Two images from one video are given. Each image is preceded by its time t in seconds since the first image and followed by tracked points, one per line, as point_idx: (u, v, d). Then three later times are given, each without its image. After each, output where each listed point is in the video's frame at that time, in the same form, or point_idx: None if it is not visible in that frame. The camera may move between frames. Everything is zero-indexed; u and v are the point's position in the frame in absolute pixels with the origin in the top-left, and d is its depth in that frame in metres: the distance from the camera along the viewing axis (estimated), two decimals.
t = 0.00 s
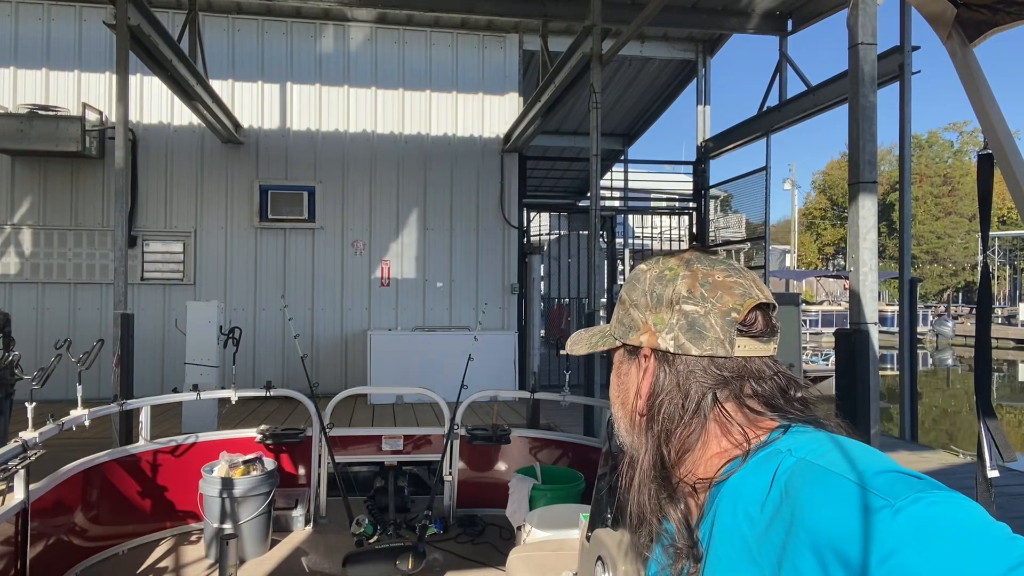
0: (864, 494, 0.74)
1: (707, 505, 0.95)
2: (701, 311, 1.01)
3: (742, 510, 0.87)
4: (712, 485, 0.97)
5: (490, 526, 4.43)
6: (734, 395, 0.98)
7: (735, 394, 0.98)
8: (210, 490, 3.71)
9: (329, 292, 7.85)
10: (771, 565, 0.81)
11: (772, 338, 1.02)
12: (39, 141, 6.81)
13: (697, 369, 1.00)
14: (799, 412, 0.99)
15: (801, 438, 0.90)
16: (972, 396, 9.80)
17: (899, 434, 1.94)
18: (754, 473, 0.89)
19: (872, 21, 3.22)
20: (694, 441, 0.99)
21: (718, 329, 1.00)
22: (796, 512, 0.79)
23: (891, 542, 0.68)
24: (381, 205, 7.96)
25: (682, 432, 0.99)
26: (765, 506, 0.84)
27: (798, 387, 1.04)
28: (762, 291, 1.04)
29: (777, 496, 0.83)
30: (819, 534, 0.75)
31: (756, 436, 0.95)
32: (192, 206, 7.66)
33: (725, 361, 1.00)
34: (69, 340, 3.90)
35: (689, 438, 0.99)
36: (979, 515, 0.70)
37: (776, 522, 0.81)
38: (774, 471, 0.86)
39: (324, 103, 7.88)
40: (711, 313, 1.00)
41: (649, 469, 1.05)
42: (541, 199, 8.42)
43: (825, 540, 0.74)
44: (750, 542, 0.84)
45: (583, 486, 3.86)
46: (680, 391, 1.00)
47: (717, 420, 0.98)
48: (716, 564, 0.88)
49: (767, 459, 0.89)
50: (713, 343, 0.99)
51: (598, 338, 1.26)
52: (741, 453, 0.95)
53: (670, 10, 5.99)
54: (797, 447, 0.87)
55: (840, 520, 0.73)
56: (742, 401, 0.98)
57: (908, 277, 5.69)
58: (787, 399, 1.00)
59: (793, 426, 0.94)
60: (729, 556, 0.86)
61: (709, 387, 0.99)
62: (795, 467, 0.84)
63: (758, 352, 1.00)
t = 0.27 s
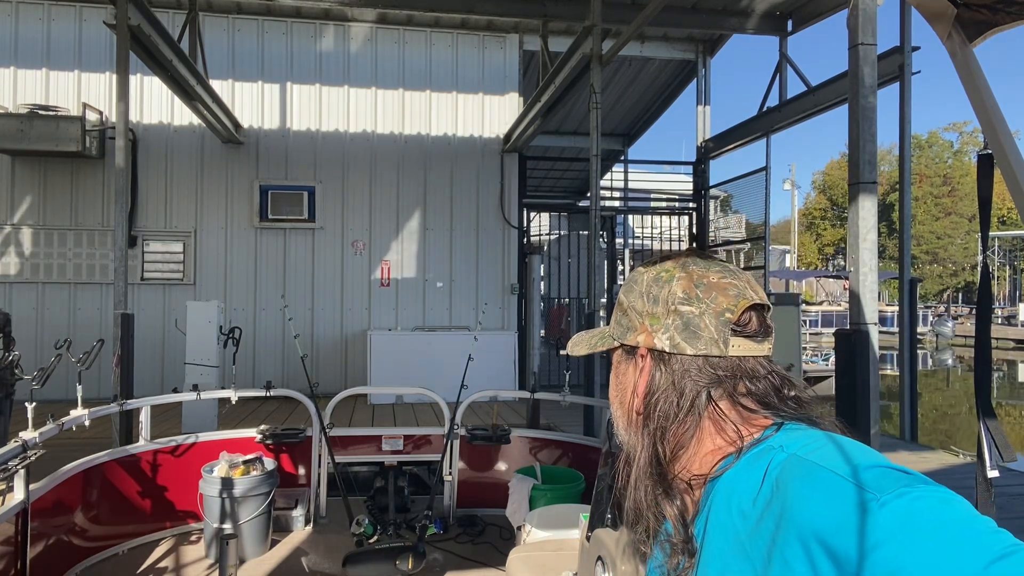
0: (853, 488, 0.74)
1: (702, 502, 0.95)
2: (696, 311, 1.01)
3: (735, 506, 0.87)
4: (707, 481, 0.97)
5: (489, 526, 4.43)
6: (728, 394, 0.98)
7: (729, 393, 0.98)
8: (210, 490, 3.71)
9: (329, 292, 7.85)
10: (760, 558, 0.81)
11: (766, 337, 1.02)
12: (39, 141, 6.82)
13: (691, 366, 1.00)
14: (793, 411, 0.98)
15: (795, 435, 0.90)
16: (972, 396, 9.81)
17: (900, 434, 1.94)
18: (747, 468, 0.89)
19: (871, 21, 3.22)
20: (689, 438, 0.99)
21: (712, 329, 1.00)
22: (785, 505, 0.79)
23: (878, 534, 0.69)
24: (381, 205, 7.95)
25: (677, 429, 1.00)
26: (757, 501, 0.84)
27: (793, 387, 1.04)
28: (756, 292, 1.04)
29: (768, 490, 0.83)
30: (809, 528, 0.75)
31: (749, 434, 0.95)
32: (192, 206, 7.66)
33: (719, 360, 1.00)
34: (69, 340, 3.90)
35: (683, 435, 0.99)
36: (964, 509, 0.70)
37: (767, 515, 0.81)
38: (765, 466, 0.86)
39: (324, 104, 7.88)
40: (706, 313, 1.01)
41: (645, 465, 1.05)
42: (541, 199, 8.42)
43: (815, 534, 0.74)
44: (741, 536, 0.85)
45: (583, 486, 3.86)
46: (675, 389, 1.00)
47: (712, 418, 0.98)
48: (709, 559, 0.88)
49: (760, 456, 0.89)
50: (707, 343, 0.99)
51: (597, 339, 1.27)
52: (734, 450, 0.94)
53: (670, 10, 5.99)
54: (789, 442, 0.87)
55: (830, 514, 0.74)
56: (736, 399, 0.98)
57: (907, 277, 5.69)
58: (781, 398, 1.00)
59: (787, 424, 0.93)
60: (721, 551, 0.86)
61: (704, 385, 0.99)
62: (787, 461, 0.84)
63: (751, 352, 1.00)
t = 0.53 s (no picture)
0: (848, 484, 0.74)
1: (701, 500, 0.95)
2: (694, 312, 1.01)
3: (733, 502, 0.87)
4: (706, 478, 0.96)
5: (489, 526, 4.43)
6: (726, 392, 0.98)
7: (727, 392, 0.98)
8: (210, 490, 3.71)
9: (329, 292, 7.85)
10: (756, 554, 0.81)
11: (765, 337, 1.02)
12: (39, 141, 6.81)
13: (688, 365, 1.00)
14: (790, 410, 0.98)
15: (792, 432, 0.90)
16: (972, 396, 9.81)
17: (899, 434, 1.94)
18: (745, 464, 0.89)
19: (871, 22, 3.22)
20: (687, 436, 0.99)
21: (710, 329, 1.00)
22: (782, 500, 0.79)
23: (873, 528, 0.69)
24: (381, 205, 7.95)
25: (676, 427, 1.00)
26: (754, 497, 0.84)
27: (790, 386, 1.03)
28: (755, 293, 1.04)
29: (765, 486, 0.83)
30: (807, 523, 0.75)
31: (747, 432, 0.95)
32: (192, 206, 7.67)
33: (717, 360, 1.00)
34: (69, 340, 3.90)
35: (682, 432, 0.99)
36: (958, 505, 0.70)
37: (764, 509, 0.81)
38: (761, 464, 0.86)
39: (324, 103, 7.88)
40: (704, 313, 1.01)
41: (644, 463, 1.05)
42: (541, 199, 8.42)
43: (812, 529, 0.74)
44: (738, 531, 0.84)
45: (584, 486, 3.86)
46: (674, 388, 1.00)
47: (710, 416, 0.98)
48: (706, 556, 0.88)
49: (758, 451, 0.89)
50: (706, 343, 1.00)
51: (596, 340, 1.27)
52: (732, 447, 0.94)
53: (670, 10, 5.99)
54: (786, 440, 0.87)
55: (828, 511, 0.74)
56: (734, 397, 0.98)
57: (907, 277, 5.70)
58: (779, 397, 1.00)
59: (784, 422, 0.93)
60: (718, 547, 0.86)
61: (702, 384, 0.98)
62: (786, 457, 0.84)
63: (750, 352, 1.00)
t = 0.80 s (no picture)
0: (845, 482, 0.74)
1: (700, 498, 0.94)
2: (694, 312, 1.01)
3: (731, 500, 0.87)
4: (705, 477, 0.96)
5: (489, 526, 4.43)
6: (725, 392, 0.98)
7: (726, 391, 0.98)
8: (210, 490, 3.71)
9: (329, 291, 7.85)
10: (753, 551, 0.81)
11: (764, 337, 1.02)
12: (39, 141, 6.81)
13: (688, 365, 1.00)
14: (789, 409, 0.98)
15: (791, 432, 0.89)
16: (972, 396, 9.81)
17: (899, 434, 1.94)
18: (743, 462, 0.89)
19: (871, 21, 3.21)
20: (687, 434, 0.99)
21: (710, 329, 1.00)
22: (779, 498, 0.79)
23: (868, 525, 0.69)
24: (381, 205, 7.95)
25: (675, 425, 1.00)
26: (752, 495, 0.84)
27: (790, 386, 1.03)
28: (754, 293, 1.04)
29: (764, 484, 0.83)
30: (804, 519, 0.75)
31: (746, 431, 0.94)
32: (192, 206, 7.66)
33: (716, 360, 1.00)
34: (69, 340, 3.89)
35: (681, 431, 0.99)
36: (953, 505, 0.70)
37: (761, 508, 0.81)
38: (759, 463, 0.86)
39: (324, 103, 7.88)
40: (704, 313, 1.01)
41: (643, 462, 1.05)
42: (541, 199, 8.42)
43: (810, 527, 0.74)
44: (736, 529, 0.84)
45: (584, 486, 3.86)
46: (673, 387, 1.00)
47: (709, 416, 0.98)
48: (704, 554, 0.88)
49: (757, 450, 0.88)
50: (705, 343, 1.00)
51: (596, 340, 1.27)
52: (731, 447, 0.94)
53: (670, 10, 5.98)
54: (784, 439, 0.87)
55: (825, 509, 0.73)
56: (732, 397, 0.98)
57: (907, 277, 5.70)
58: (777, 397, 1.00)
59: (782, 421, 0.93)
60: (715, 545, 0.86)
61: (701, 383, 0.99)
62: (784, 455, 0.84)
63: (749, 352, 1.00)
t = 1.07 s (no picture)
0: (844, 481, 0.74)
1: (699, 497, 0.94)
2: (694, 312, 1.01)
3: (730, 499, 0.87)
4: (704, 476, 0.96)
5: (489, 526, 4.43)
6: (724, 392, 0.98)
7: (725, 391, 0.98)
8: (210, 490, 3.71)
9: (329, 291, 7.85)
10: (751, 551, 0.81)
11: (764, 337, 1.02)
12: (39, 141, 6.81)
13: (687, 365, 1.00)
14: (788, 409, 0.98)
15: (790, 432, 0.89)
16: (972, 396, 9.82)
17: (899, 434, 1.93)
18: (742, 461, 0.89)
19: (871, 21, 3.21)
20: (685, 433, 0.99)
21: (709, 329, 1.00)
22: (778, 497, 0.79)
23: (865, 524, 0.69)
24: (381, 205, 7.95)
25: (674, 424, 1.00)
26: (751, 495, 0.84)
27: (789, 386, 1.03)
28: (754, 294, 1.04)
29: (762, 483, 0.83)
30: (802, 519, 0.75)
31: (744, 431, 0.94)
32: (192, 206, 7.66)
33: (716, 360, 1.00)
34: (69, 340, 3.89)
35: (680, 431, 0.99)
36: (951, 503, 0.70)
37: (760, 507, 0.81)
38: (759, 461, 0.86)
39: (324, 103, 7.88)
40: (704, 313, 1.01)
41: (643, 461, 1.05)
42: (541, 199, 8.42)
43: (809, 526, 0.74)
44: (734, 529, 0.84)
45: (584, 486, 3.86)
46: (672, 387, 1.00)
47: (708, 415, 0.98)
48: (703, 553, 0.88)
49: (756, 449, 0.89)
50: (705, 343, 1.00)
51: (596, 341, 1.27)
52: (729, 446, 0.94)
53: (670, 10, 5.98)
54: (783, 438, 0.87)
55: (824, 508, 0.73)
56: (731, 397, 0.98)
57: (907, 277, 5.70)
58: (776, 396, 1.00)
59: (781, 421, 0.93)
60: (714, 544, 0.86)
61: (700, 383, 0.99)
62: (782, 455, 0.84)
63: (748, 352, 1.00)
